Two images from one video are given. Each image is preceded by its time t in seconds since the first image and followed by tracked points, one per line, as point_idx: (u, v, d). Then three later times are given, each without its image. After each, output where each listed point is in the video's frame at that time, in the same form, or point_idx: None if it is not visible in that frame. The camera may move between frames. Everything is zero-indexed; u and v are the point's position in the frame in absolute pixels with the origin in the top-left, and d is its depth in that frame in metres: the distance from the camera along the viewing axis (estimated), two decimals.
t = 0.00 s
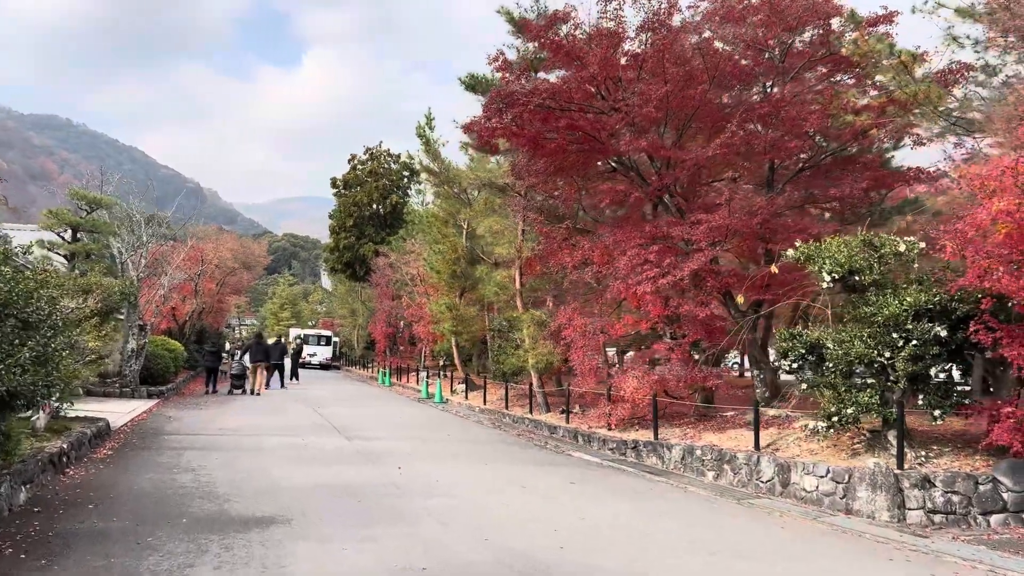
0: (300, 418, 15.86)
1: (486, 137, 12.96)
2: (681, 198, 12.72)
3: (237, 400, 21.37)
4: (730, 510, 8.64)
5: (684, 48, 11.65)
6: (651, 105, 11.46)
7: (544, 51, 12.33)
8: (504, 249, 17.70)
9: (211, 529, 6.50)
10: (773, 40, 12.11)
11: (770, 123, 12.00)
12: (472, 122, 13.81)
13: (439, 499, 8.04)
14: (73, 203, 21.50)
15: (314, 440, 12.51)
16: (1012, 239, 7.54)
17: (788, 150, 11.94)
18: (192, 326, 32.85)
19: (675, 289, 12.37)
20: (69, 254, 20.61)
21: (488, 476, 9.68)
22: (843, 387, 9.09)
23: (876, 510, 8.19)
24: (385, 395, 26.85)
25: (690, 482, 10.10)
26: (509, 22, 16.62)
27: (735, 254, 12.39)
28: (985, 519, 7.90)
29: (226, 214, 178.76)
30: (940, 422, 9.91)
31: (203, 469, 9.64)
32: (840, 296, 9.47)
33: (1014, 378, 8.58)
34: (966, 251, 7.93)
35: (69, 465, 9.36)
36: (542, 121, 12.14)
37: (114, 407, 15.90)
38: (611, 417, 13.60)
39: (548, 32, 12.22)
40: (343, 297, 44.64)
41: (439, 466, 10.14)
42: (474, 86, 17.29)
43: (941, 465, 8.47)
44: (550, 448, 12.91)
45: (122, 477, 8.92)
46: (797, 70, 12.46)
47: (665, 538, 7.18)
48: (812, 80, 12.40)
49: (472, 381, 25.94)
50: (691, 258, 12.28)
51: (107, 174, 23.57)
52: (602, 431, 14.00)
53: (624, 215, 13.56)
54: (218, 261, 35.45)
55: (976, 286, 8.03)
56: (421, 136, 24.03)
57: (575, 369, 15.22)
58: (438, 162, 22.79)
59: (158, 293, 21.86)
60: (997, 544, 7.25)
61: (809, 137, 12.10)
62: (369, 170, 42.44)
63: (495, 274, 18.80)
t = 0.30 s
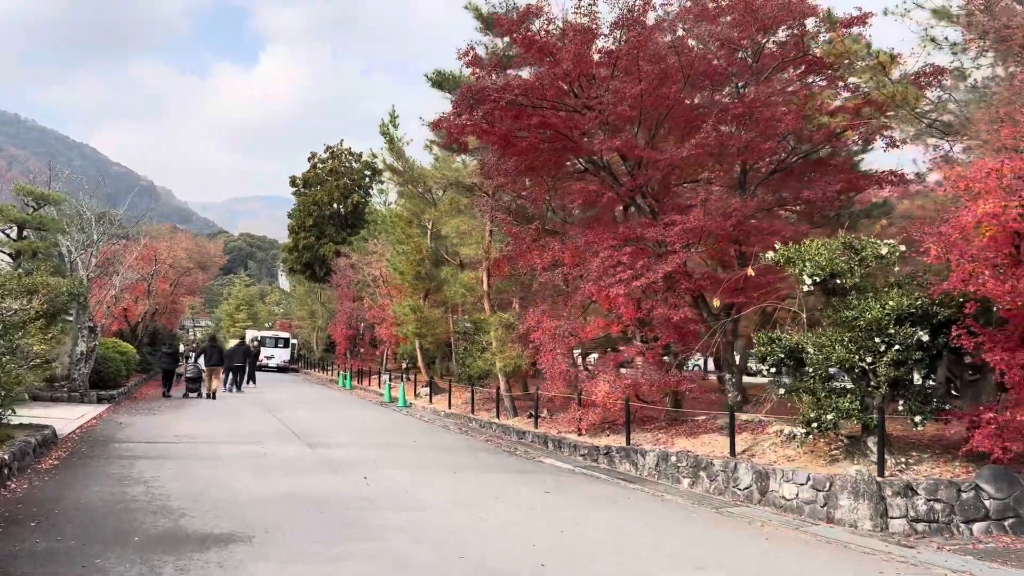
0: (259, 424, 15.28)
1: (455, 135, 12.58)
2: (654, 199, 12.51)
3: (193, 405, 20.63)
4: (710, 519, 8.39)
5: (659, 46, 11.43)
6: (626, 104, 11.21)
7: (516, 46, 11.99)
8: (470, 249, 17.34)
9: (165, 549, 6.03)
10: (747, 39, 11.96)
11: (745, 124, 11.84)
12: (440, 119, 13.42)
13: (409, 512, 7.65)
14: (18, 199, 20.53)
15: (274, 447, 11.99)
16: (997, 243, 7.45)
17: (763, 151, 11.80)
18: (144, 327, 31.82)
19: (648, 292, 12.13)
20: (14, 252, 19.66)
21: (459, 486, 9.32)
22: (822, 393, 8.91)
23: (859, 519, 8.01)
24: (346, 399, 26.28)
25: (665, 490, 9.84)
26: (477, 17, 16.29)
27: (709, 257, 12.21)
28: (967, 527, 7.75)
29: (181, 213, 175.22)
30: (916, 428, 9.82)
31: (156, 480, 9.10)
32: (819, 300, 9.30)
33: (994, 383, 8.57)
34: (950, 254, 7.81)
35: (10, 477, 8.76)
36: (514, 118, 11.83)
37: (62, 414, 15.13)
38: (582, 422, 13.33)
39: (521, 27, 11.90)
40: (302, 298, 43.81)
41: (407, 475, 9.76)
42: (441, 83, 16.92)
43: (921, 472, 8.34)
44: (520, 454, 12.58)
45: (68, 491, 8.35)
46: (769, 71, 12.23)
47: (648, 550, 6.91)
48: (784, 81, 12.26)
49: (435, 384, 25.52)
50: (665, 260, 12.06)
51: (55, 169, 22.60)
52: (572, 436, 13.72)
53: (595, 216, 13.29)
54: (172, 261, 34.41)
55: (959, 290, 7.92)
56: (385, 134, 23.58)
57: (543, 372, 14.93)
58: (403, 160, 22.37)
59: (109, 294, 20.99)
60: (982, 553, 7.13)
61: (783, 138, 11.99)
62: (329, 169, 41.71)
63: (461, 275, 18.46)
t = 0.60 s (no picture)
0: (204, 428, 14.64)
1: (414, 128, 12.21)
2: (617, 196, 12.30)
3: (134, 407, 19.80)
4: (678, 524, 8.15)
5: (624, 40, 11.21)
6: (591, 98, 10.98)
7: (477, 37, 11.66)
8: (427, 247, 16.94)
9: (100, 565, 5.52)
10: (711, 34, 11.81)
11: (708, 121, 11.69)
12: (397, 111, 13.01)
13: (366, 521, 7.24)
14: None
15: (220, 452, 11.41)
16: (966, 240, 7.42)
17: (727, 149, 11.67)
18: (84, 327, 30.61)
19: (610, 291, 11.91)
20: None
21: (417, 492, 8.91)
22: (790, 394, 8.75)
23: (828, 522, 7.85)
24: (296, 401, 25.61)
25: (630, 493, 9.59)
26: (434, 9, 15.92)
27: (671, 255, 12.04)
28: (936, 529, 7.68)
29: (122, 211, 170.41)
30: (880, 428, 9.76)
31: (92, 488, 8.50)
32: (785, 299, 9.15)
33: (960, 382, 8.51)
34: (920, 252, 7.72)
35: None
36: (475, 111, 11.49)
37: None
38: (542, 424, 13.06)
39: (482, 18, 11.56)
40: (249, 297, 42.77)
41: (363, 481, 9.33)
42: (398, 76, 16.54)
43: (889, 474, 8.23)
44: (478, 457, 12.22)
45: None
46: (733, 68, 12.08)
47: (618, 559, 6.62)
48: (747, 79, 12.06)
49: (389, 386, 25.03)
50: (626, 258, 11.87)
51: None
52: (531, 438, 13.43)
53: (556, 213, 13.02)
54: (114, 258, 33.20)
55: (929, 289, 7.83)
56: (337, 129, 23.03)
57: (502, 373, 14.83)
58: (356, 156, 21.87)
59: (45, 291, 20.03)
60: (954, 556, 7.03)
61: (746, 136, 11.88)
62: (279, 165, 40.79)
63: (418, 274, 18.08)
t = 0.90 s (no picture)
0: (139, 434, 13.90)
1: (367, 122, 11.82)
2: (574, 196, 12.11)
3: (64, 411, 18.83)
4: (642, 532, 7.92)
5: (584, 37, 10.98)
6: (550, 95, 10.75)
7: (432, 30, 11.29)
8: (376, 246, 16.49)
9: None
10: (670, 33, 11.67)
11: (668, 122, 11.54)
12: (348, 104, 12.55)
13: (318, 535, 6.81)
14: None
15: (156, 461, 10.77)
16: (932, 244, 7.43)
17: (685, 150, 11.55)
18: (8, 327, 29.15)
19: (567, 292, 11.68)
20: None
21: (370, 502, 8.49)
22: (753, 398, 8.60)
23: (793, 529, 7.71)
24: (235, 404, 24.79)
25: (589, 500, 9.33)
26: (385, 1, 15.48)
27: (629, 257, 11.86)
28: (900, 535, 7.64)
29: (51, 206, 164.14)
30: (838, 432, 9.72)
31: (16, 502, 7.86)
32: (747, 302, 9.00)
33: (921, 386, 8.54)
34: (886, 255, 7.68)
35: None
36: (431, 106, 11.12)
37: None
38: (496, 428, 12.77)
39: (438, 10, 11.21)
40: (186, 297, 41.41)
41: (311, 491, 8.86)
42: (347, 69, 16.07)
43: (852, 480, 8.15)
44: (431, 464, 11.84)
45: None
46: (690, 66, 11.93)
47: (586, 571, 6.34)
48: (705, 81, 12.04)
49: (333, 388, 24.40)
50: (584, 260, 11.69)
51: None
52: (484, 443, 13.14)
53: (512, 212, 12.73)
54: (41, 255, 31.73)
55: (894, 293, 7.77)
56: (281, 123, 22.33)
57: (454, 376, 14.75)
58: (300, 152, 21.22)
59: None
60: (921, 563, 6.98)
61: (704, 138, 11.78)
62: (218, 161, 39.57)
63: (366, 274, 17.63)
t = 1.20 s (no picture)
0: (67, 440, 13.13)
1: (317, 114, 11.43)
2: (531, 195, 11.89)
3: None
4: (606, 538, 7.70)
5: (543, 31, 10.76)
6: (509, 90, 10.51)
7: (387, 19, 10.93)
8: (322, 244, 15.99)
9: None
10: (629, 31, 11.55)
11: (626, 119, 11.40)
12: (296, 95, 12.08)
13: (268, 549, 6.38)
14: None
15: (87, 468, 10.11)
16: (896, 245, 7.45)
17: (644, 149, 11.42)
18: None
19: (524, 293, 11.45)
20: None
21: (321, 511, 8.07)
22: (715, 400, 8.47)
23: (758, 533, 7.59)
24: (169, 407, 23.84)
25: (548, 505, 9.08)
26: None
27: (585, 257, 11.68)
28: (863, 538, 7.60)
29: None
30: (796, 434, 9.70)
31: None
32: (709, 303, 8.89)
33: (880, 388, 8.66)
34: (852, 256, 7.64)
35: None
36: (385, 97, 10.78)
37: None
38: (448, 431, 12.46)
39: None
40: (115, 296, 39.82)
41: (257, 500, 8.39)
42: (292, 60, 15.52)
43: (814, 482, 8.09)
44: (381, 469, 11.45)
45: None
46: (649, 65, 11.90)
47: None
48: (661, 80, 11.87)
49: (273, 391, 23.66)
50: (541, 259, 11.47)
51: None
52: (435, 447, 12.82)
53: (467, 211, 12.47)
54: None
55: (858, 294, 7.74)
56: (221, 116, 21.56)
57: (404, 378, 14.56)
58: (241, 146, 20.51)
59: None
60: (887, 565, 6.94)
61: (663, 137, 11.67)
62: (151, 155, 38.15)
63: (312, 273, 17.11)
